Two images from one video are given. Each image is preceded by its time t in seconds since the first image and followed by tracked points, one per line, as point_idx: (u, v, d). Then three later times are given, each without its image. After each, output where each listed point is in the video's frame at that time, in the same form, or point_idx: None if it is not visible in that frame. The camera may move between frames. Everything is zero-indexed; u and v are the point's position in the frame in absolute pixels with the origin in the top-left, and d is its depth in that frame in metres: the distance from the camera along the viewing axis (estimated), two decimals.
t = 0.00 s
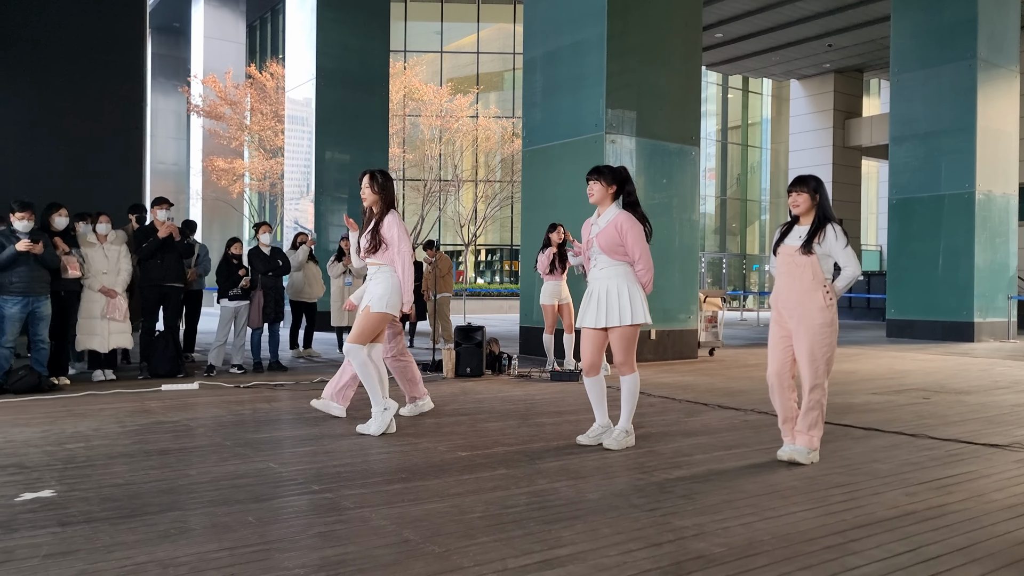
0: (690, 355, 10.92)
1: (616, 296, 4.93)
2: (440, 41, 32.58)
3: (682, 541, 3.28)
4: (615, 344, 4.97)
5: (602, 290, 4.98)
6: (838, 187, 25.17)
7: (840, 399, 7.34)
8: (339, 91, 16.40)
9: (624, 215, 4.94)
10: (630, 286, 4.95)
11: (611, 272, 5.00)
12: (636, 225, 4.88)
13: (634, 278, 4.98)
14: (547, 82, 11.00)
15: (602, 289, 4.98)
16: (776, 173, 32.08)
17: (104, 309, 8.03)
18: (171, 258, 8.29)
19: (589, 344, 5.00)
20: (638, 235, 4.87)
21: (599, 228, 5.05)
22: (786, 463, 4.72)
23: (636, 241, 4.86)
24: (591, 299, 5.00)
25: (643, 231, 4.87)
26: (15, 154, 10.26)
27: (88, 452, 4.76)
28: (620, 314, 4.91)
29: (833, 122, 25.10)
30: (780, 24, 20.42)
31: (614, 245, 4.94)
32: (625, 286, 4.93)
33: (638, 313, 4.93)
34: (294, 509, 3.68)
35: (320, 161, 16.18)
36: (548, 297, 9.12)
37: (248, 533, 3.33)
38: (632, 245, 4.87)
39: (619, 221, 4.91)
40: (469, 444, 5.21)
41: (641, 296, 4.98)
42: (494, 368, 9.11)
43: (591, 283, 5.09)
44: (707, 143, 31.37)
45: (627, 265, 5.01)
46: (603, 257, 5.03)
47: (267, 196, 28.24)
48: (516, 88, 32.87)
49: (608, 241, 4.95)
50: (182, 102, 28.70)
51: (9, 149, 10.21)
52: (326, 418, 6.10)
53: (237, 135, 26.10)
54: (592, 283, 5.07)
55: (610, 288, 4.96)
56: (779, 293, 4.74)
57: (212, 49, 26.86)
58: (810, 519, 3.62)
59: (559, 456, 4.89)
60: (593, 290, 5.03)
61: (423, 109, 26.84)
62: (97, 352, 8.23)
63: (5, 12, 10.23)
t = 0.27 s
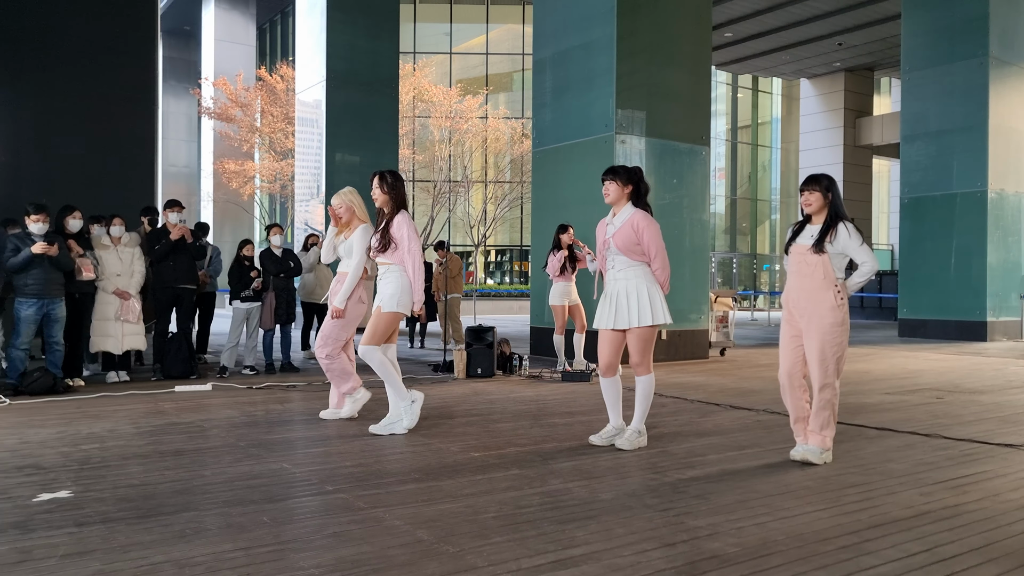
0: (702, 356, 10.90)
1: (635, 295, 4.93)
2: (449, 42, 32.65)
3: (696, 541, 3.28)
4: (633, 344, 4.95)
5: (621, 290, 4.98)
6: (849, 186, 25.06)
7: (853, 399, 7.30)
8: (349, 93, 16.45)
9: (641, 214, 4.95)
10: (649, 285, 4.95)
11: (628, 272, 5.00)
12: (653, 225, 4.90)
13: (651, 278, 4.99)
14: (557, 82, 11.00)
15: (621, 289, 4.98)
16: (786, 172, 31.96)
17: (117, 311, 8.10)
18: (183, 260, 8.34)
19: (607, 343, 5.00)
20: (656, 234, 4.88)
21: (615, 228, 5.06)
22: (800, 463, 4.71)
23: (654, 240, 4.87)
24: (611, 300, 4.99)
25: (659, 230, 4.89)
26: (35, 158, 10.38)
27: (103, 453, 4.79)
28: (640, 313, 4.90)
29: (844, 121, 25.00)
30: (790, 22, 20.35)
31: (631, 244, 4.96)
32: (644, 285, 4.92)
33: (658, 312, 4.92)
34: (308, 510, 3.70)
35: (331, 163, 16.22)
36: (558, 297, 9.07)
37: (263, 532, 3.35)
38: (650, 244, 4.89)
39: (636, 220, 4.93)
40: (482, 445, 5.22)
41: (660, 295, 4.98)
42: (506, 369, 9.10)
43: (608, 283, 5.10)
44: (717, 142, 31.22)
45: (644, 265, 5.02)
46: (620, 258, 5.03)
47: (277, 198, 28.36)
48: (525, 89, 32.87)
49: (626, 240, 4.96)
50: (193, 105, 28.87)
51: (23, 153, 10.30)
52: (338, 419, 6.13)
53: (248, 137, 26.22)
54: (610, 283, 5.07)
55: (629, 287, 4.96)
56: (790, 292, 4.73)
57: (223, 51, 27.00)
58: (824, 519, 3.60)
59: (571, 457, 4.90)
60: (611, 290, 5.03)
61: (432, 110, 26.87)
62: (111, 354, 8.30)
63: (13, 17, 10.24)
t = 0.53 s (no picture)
0: (713, 357, 10.89)
1: (649, 298, 4.94)
2: (459, 45, 32.74)
3: (709, 542, 3.29)
4: (647, 347, 4.96)
5: (634, 293, 4.99)
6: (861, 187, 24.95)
7: (865, 401, 7.28)
8: (360, 96, 16.53)
9: (655, 217, 4.97)
10: (662, 288, 4.97)
11: (641, 275, 5.02)
12: (667, 228, 4.93)
13: (666, 282, 5.00)
14: (567, 85, 11.02)
15: (635, 292, 4.99)
16: (797, 173, 31.87)
17: (132, 314, 8.18)
18: (197, 263, 8.41)
19: (617, 343, 5.00)
20: (670, 237, 4.91)
21: (629, 231, 5.09)
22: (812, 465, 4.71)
23: (668, 242, 4.89)
24: (625, 303, 5.00)
25: (674, 234, 4.91)
26: (50, 160, 10.50)
27: (120, 455, 4.85)
28: (655, 316, 4.91)
29: (855, 121, 24.90)
30: (801, 23, 20.30)
31: (645, 247, 4.98)
32: (658, 288, 4.93)
33: (670, 315, 4.92)
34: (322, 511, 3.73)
35: (342, 166, 16.30)
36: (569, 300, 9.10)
37: (279, 533, 3.39)
38: (664, 248, 4.92)
39: (650, 224, 4.95)
40: (494, 447, 5.25)
41: (674, 299, 4.99)
42: (517, 371, 9.13)
43: (622, 287, 5.11)
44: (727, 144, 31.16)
45: (658, 269, 5.04)
46: (633, 261, 5.05)
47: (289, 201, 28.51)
48: (535, 91, 32.90)
49: (639, 245, 4.98)
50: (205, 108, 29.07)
51: (40, 157, 10.42)
52: (351, 421, 6.17)
53: (259, 141, 26.38)
54: (624, 286, 5.09)
55: (643, 290, 4.98)
56: (804, 294, 4.73)
57: (235, 55, 27.16)
58: (837, 520, 3.60)
59: (583, 458, 4.91)
60: (626, 293, 5.04)
61: (443, 113, 26.96)
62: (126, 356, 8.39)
63: (29, 21, 10.34)
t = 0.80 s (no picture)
0: (723, 357, 10.87)
1: (654, 298, 4.94)
2: (469, 45, 32.79)
3: (717, 541, 3.30)
4: (653, 346, 4.96)
5: (639, 293, 5.00)
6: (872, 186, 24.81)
7: (876, 400, 7.26)
8: (370, 97, 16.60)
9: (661, 217, 4.96)
10: (666, 289, 4.97)
11: (646, 276, 5.01)
12: (672, 228, 4.91)
13: (671, 281, 4.99)
14: (578, 85, 11.02)
15: (641, 292, 4.99)
16: (809, 172, 31.73)
17: (145, 314, 8.23)
18: (209, 264, 8.47)
19: (623, 341, 5.02)
20: (676, 236, 4.89)
21: (636, 230, 5.10)
22: (820, 464, 4.71)
23: (673, 242, 4.88)
24: (631, 303, 5.01)
25: (679, 233, 4.90)
26: (62, 163, 10.59)
27: (133, 453, 4.90)
28: (660, 316, 4.91)
29: (867, 120, 24.77)
30: (812, 21, 20.21)
31: (650, 247, 4.97)
32: (662, 288, 4.94)
33: (674, 316, 4.92)
34: (333, 508, 3.77)
35: (353, 167, 16.36)
36: (581, 300, 9.11)
37: (290, 531, 3.42)
38: (669, 247, 4.90)
39: (656, 224, 4.94)
40: (503, 446, 5.29)
41: (679, 299, 4.98)
42: (527, 371, 9.15)
43: (629, 286, 5.11)
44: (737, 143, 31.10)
45: (664, 268, 5.02)
46: (639, 260, 5.06)
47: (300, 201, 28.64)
48: (545, 91, 32.90)
49: (645, 245, 4.98)
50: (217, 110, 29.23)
51: (54, 159, 10.52)
52: (361, 419, 6.22)
53: (271, 141, 26.50)
54: (631, 286, 5.09)
55: (649, 290, 4.97)
56: (816, 294, 4.72)
57: (246, 57, 27.28)
58: (846, 519, 3.60)
59: (591, 457, 4.93)
60: (632, 293, 5.04)
61: (453, 113, 27.00)
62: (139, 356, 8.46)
63: (43, 25, 10.46)
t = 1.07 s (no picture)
0: (731, 355, 10.86)
1: (641, 297, 4.84)
2: (477, 42, 32.75)
3: (723, 538, 3.30)
4: (639, 347, 4.87)
5: (628, 291, 4.89)
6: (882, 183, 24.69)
7: (884, 398, 7.24)
8: (378, 94, 16.62)
9: (656, 215, 4.87)
10: (655, 289, 4.87)
11: (636, 274, 4.91)
12: (667, 227, 4.82)
13: (661, 282, 4.89)
14: (586, 81, 11.00)
15: (629, 290, 4.89)
16: (818, 169, 31.61)
17: (153, 310, 8.27)
18: (218, 260, 8.52)
19: (617, 342, 4.85)
20: (670, 235, 4.80)
21: (629, 226, 5.00)
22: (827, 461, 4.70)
23: (666, 241, 4.79)
24: (618, 300, 4.90)
25: (673, 233, 4.80)
26: (71, 161, 10.63)
27: (143, 448, 4.94)
28: (646, 316, 4.81)
29: (877, 117, 24.64)
30: (821, 17, 20.12)
31: (643, 245, 4.87)
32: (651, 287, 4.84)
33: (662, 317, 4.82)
34: (342, 504, 3.79)
35: (360, 164, 16.39)
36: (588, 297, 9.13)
37: (298, 525, 3.44)
38: (661, 246, 4.81)
39: (651, 221, 4.85)
40: (510, 442, 5.30)
41: (667, 300, 4.88)
42: (535, 367, 9.16)
43: (618, 283, 5.01)
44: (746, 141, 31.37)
45: (654, 268, 4.94)
46: (629, 257, 4.96)
47: (308, 198, 28.72)
48: (553, 87, 32.88)
49: (638, 241, 4.89)
50: (226, 106, 29.34)
51: (63, 156, 10.58)
52: (369, 415, 6.25)
53: (279, 138, 26.58)
54: (620, 283, 4.99)
55: (637, 288, 4.88)
56: (824, 291, 4.71)
57: (255, 53, 27.35)
58: (853, 517, 3.60)
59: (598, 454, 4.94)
60: (621, 291, 4.94)
61: (461, 110, 26.99)
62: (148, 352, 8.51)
63: (54, 22, 10.51)
